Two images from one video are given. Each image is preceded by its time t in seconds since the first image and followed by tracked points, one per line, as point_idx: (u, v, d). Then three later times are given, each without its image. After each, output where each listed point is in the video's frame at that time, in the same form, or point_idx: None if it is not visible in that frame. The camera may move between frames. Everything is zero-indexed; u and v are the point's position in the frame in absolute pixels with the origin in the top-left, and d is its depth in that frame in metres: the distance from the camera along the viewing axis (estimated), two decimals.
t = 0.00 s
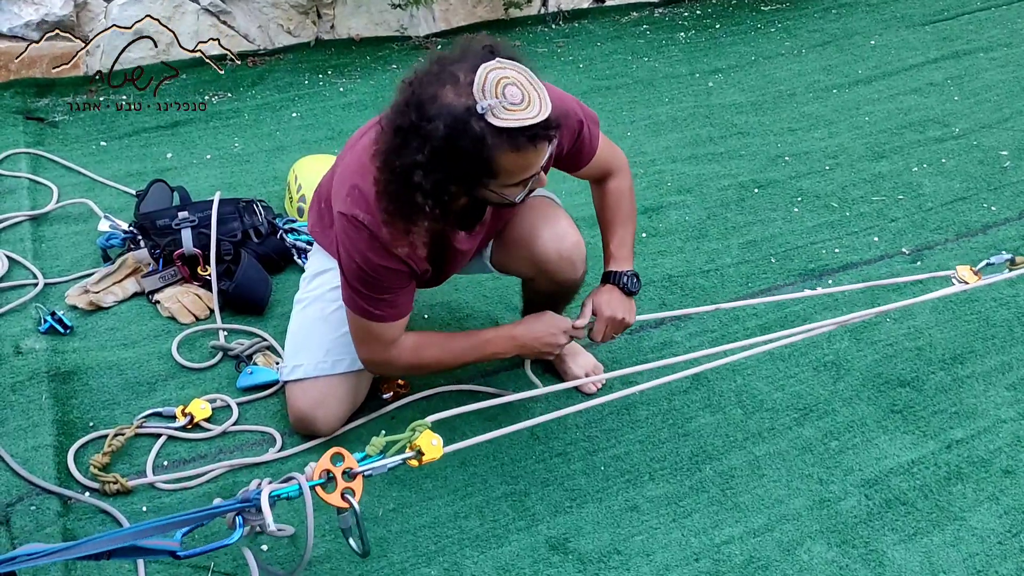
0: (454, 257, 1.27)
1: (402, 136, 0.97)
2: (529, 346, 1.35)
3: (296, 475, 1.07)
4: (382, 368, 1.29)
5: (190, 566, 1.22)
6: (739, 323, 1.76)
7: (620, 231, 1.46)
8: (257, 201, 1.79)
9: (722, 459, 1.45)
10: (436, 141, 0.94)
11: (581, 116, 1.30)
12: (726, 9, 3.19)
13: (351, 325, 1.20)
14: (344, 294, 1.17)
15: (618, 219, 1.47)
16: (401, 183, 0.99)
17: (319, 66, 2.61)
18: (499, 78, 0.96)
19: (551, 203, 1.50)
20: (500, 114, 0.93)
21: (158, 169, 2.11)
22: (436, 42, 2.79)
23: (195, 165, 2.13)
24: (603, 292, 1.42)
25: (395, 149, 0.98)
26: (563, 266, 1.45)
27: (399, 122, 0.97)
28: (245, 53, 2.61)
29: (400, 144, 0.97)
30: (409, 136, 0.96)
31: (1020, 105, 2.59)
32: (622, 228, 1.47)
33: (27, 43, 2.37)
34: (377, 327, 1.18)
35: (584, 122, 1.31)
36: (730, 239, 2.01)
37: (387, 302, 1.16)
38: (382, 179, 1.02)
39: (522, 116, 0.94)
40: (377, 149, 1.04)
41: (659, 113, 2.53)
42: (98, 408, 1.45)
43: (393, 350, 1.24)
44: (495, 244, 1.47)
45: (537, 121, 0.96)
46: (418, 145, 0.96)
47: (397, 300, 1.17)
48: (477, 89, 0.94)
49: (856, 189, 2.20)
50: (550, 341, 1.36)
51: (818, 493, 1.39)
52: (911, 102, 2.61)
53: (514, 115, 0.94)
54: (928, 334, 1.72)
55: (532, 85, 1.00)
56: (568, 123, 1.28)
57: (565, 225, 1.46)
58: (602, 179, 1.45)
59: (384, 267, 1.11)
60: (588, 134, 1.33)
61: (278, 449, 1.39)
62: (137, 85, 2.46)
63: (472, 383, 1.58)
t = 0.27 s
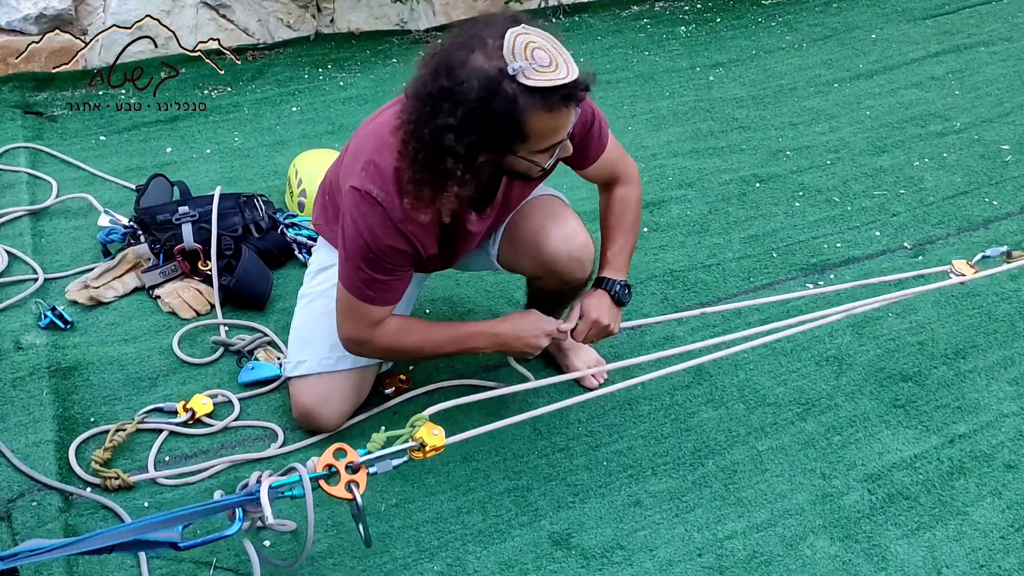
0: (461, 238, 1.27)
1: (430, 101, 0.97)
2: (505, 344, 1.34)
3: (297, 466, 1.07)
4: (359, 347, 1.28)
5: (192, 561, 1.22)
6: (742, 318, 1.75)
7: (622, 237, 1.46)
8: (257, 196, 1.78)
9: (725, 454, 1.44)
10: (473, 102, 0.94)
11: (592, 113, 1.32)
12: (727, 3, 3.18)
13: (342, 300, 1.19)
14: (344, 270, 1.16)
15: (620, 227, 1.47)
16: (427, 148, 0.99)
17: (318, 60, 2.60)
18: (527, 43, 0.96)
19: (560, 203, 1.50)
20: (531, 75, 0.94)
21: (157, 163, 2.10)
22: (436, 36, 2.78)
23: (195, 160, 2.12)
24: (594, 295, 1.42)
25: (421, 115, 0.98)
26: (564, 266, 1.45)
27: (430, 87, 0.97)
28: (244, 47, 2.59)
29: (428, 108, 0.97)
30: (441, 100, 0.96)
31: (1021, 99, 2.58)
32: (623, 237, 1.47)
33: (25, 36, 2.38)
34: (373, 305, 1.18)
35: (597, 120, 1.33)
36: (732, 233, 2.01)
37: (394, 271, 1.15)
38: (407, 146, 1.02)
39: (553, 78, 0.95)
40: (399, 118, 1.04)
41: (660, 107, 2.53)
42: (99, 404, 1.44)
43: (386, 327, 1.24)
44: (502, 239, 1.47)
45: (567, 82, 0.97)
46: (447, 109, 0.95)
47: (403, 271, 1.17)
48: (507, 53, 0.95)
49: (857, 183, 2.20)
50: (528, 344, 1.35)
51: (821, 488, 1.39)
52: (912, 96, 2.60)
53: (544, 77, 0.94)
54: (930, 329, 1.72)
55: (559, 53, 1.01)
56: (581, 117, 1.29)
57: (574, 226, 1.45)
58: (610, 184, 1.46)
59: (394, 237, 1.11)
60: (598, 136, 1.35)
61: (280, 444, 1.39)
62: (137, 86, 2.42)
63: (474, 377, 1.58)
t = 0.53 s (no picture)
0: (461, 231, 1.27)
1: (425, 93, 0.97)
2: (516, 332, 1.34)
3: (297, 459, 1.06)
4: (368, 339, 1.27)
5: (192, 555, 1.22)
6: (740, 312, 1.75)
7: (626, 222, 1.47)
8: (255, 190, 1.78)
9: (724, 448, 1.45)
10: (466, 94, 0.94)
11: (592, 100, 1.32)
12: None
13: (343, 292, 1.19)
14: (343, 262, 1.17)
15: (626, 210, 1.47)
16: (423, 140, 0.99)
17: (316, 55, 2.60)
18: (528, 40, 0.97)
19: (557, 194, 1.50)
20: (523, 71, 0.94)
21: (155, 158, 2.10)
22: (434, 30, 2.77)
23: (193, 155, 2.12)
24: (601, 279, 1.42)
25: (416, 106, 0.98)
26: (564, 254, 1.45)
27: (426, 78, 0.97)
28: (242, 42, 2.59)
29: (423, 100, 0.97)
30: (436, 91, 0.96)
31: (1018, 93, 2.59)
32: (629, 220, 1.47)
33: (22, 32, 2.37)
34: (373, 297, 1.18)
35: (596, 107, 1.32)
36: (730, 227, 2.01)
37: (393, 263, 1.15)
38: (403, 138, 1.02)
39: (545, 75, 0.95)
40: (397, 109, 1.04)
41: (658, 102, 2.53)
42: (98, 398, 1.44)
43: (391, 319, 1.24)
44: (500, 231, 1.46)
45: (563, 81, 0.96)
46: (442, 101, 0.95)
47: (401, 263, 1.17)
48: (504, 48, 0.95)
49: (855, 178, 2.20)
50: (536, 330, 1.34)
51: (820, 481, 1.40)
52: (909, 90, 2.61)
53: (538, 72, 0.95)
54: (928, 322, 1.73)
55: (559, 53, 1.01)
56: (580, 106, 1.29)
57: (571, 215, 1.45)
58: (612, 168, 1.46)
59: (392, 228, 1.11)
60: (599, 121, 1.34)
61: (280, 438, 1.39)
62: (137, 87, 2.40)
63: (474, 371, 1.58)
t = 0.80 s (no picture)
0: (443, 228, 1.27)
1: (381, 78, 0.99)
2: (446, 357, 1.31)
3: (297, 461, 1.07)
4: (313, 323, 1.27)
5: (189, 548, 1.22)
6: (734, 306, 1.76)
7: (623, 229, 1.44)
8: (250, 185, 1.79)
9: (718, 440, 1.46)
10: (410, 92, 0.94)
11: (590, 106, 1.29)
12: None
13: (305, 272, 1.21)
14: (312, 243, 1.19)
15: (626, 216, 1.44)
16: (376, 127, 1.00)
17: (311, 51, 2.60)
18: (494, 80, 0.91)
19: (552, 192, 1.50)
20: (456, 100, 0.90)
21: (150, 154, 2.10)
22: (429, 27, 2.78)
23: (188, 150, 2.12)
24: (601, 288, 1.43)
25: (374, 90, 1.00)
26: (555, 252, 1.45)
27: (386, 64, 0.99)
28: (236, 38, 2.58)
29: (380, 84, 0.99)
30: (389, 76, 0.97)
31: (1010, 89, 2.61)
32: (629, 226, 1.45)
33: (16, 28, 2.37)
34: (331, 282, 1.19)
35: (592, 111, 1.29)
36: (724, 222, 2.02)
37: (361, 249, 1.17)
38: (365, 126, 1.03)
39: (472, 122, 0.90)
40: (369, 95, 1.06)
41: (652, 97, 2.53)
42: (94, 393, 1.44)
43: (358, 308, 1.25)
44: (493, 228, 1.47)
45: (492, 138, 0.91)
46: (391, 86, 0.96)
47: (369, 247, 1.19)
48: (464, 67, 0.91)
49: (848, 172, 2.22)
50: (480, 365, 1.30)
51: (813, 473, 1.41)
52: (902, 86, 2.62)
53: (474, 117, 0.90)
54: (920, 315, 1.74)
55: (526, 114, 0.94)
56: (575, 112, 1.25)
57: (563, 213, 1.46)
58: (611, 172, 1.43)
59: (357, 216, 1.13)
60: (597, 126, 1.31)
61: (277, 432, 1.39)
62: (136, 85, 2.39)
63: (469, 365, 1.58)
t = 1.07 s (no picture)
0: (417, 225, 1.28)
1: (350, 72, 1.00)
2: (348, 386, 1.29)
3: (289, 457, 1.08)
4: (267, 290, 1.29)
5: (181, 543, 1.23)
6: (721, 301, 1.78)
7: (605, 244, 1.42)
8: (240, 183, 1.78)
9: (705, 433, 1.47)
10: (368, 92, 0.95)
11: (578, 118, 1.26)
12: None
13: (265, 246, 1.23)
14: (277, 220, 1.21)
15: (614, 228, 1.41)
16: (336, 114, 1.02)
17: (300, 49, 2.60)
18: (450, 93, 0.90)
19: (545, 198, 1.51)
20: (408, 109, 0.90)
21: (139, 151, 2.10)
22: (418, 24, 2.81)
23: (177, 148, 2.12)
24: (579, 301, 1.43)
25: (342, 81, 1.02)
26: (543, 259, 1.46)
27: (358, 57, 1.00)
28: (225, 35, 2.58)
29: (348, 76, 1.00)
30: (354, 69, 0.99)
31: (994, 86, 2.64)
32: (615, 240, 1.42)
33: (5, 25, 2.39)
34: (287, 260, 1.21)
35: (579, 124, 1.27)
36: (712, 218, 2.04)
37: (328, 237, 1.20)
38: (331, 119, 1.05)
39: (421, 134, 0.90)
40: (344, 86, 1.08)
41: (640, 95, 2.55)
42: (84, 389, 1.44)
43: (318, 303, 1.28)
44: (484, 229, 1.49)
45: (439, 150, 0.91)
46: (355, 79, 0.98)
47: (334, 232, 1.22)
48: (422, 77, 0.91)
49: (834, 169, 2.24)
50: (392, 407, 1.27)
51: (799, 465, 1.42)
52: (887, 84, 2.65)
53: (424, 128, 0.90)
54: (904, 309, 1.76)
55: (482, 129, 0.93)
56: (559, 125, 1.23)
57: (553, 221, 1.47)
58: (601, 183, 1.40)
59: (319, 201, 1.15)
60: (583, 139, 1.28)
61: (267, 428, 1.40)
62: (136, 85, 2.37)
63: (458, 361, 1.59)
